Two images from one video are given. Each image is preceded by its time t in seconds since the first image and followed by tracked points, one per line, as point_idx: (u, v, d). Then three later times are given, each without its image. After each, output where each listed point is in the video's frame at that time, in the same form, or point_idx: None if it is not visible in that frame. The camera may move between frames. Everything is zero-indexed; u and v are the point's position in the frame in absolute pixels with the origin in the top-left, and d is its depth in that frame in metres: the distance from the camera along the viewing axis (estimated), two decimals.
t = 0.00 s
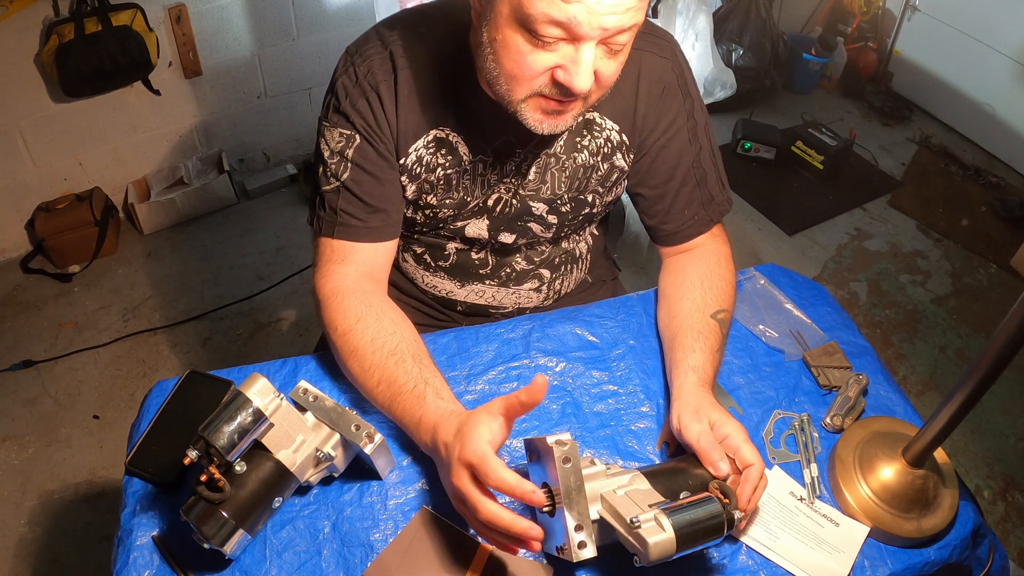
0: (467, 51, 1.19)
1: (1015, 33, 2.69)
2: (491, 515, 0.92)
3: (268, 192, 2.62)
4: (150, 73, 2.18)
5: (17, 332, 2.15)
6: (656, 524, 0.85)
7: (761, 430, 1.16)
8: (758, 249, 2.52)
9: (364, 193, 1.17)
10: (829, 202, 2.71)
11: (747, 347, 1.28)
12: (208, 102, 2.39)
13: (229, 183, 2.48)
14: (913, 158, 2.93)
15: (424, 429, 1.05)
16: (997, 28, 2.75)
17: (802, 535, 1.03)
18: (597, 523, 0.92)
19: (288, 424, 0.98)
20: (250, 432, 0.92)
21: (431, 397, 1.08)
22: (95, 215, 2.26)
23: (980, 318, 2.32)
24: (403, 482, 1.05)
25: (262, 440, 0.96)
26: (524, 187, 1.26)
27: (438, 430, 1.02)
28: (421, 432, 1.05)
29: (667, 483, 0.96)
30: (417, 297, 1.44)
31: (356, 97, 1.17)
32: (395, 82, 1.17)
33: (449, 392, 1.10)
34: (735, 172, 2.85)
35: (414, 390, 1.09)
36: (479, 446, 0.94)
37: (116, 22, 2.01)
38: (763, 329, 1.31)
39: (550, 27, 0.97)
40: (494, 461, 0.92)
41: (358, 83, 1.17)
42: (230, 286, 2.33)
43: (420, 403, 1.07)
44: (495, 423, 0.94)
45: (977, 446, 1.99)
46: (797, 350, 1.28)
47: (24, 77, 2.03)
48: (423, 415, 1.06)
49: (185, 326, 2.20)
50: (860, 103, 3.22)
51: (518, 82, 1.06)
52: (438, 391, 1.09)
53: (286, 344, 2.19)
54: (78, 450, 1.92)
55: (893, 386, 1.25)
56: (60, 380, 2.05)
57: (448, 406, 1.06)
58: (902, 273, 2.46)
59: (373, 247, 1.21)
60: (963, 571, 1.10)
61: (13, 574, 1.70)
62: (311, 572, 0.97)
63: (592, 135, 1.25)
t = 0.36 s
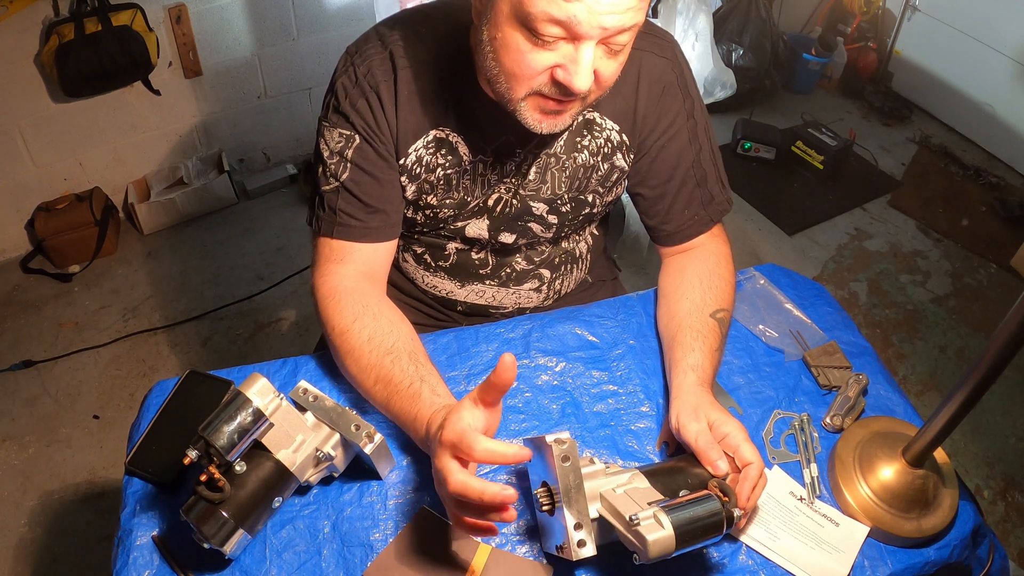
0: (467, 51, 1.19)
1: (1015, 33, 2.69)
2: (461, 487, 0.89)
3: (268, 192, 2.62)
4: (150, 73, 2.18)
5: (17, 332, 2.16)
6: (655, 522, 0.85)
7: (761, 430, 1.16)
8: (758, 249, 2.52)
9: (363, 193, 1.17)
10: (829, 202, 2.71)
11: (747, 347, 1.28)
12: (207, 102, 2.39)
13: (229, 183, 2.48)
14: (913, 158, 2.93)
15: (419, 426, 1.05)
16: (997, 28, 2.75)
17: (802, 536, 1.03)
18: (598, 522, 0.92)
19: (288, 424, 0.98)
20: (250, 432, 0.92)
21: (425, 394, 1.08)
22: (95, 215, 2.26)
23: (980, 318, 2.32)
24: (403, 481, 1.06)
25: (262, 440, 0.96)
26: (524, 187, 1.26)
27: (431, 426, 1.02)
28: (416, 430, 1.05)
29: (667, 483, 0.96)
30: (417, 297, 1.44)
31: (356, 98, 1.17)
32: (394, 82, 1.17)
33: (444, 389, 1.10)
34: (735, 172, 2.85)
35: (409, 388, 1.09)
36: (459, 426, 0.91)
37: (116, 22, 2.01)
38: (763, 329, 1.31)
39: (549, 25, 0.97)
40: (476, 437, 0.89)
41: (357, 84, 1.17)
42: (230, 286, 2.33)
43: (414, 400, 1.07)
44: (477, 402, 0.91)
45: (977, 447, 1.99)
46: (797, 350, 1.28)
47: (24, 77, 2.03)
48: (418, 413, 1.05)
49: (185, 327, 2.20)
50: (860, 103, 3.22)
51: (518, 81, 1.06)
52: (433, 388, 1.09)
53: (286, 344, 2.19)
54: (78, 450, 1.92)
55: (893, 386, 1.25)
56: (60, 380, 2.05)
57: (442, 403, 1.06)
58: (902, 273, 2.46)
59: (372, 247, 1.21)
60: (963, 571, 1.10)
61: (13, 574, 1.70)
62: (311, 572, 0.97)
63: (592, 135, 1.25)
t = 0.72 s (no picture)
0: (466, 51, 1.19)
1: (1015, 33, 2.69)
2: (449, 512, 0.88)
3: (268, 192, 2.62)
4: (150, 73, 2.18)
5: (17, 332, 2.16)
6: (653, 518, 0.85)
7: (761, 430, 1.16)
8: (758, 249, 2.52)
9: (362, 193, 1.17)
10: (829, 202, 2.71)
11: (747, 347, 1.28)
12: (207, 102, 2.39)
13: (229, 183, 2.48)
14: (913, 158, 2.93)
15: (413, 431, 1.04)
16: (997, 28, 2.75)
17: (802, 535, 1.03)
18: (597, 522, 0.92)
19: (288, 424, 0.98)
20: (249, 432, 0.92)
21: (419, 398, 1.07)
22: (95, 215, 2.26)
23: (980, 318, 2.32)
24: (402, 482, 1.05)
25: (262, 440, 0.96)
26: (524, 186, 1.26)
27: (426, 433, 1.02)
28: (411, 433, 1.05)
29: (666, 483, 0.96)
30: (417, 296, 1.43)
31: (355, 97, 1.17)
32: (394, 82, 1.17)
33: (438, 394, 1.09)
34: (735, 172, 2.85)
35: (404, 392, 1.08)
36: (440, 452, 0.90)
37: (116, 22, 2.01)
38: (763, 329, 1.31)
39: (545, 22, 0.97)
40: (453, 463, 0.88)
41: (357, 83, 1.17)
42: (230, 286, 2.33)
43: (408, 404, 1.07)
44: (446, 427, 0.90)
45: (977, 446, 1.99)
46: (797, 350, 1.28)
47: (24, 77, 2.03)
48: (412, 417, 1.05)
49: (185, 326, 2.20)
50: (861, 103, 3.22)
51: (515, 78, 1.06)
52: (427, 393, 1.08)
53: (286, 344, 2.19)
54: (78, 450, 1.92)
55: (893, 386, 1.25)
56: (60, 380, 2.05)
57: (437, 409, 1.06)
58: (902, 273, 2.46)
59: (370, 247, 1.21)
60: (962, 571, 1.10)
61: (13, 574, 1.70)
62: (311, 572, 0.97)
63: (591, 135, 1.25)
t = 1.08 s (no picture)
0: (465, 51, 1.19)
1: (1015, 33, 2.69)
2: (457, 497, 0.89)
3: (268, 192, 2.62)
4: (150, 73, 2.18)
5: (17, 331, 2.16)
6: (643, 491, 0.85)
7: (761, 430, 1.16)
8: (758, 249, 2.52)
9: (361, 193, 1.17)
10: (829, 202, 2.71)
11: (747, 347, 1.28)
12: (207, 102, 2.39)
13: (229, 183, 2.48)
14: (913, 158, 2.93)
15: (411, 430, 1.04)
16: (997, 28, 2.75)
17: (802, 536, 1.03)
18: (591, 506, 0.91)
19: (288, 424, 0.98)
20: (249, 432, 0.92)
21: (417, 398, 1.07)
22: (95, 215, 2.26)
23: (980, 318, 2.32)
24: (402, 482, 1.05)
25: (262, 440, 0.96)
26: (524, 186, 1.26)
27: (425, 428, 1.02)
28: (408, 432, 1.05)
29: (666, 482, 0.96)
30: (418, 296, 1.43)
31: (355, 97, 1.17)
32: (393, 82, 1.17)
33: (435, 393, 1.10)
34: (735, 171, 2.85)
35: (401, 391, 1.08)
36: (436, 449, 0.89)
37: (116, 22, 2.01)
38: (763, 329, 1.31)
39: (544, 22, 0.97)
40: (445, 453, 0.88)
41: (356, 83, 1.17)
42: (230, 286, 2.33)
43: (405, 404, 1.07)
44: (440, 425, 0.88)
45: (977, 446, 1.99)
46: (797, 350, 1.28)
47: (24, 77, 2.03)
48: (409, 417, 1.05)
49: (185, 327, 2.20)
50: (861, 103, 3.22)
51: (515, 79, 1.06)
52: (424, 393, 1.08)
53: (286, 344, 2.19)
54: (78, 450, 1.92)
55: (893, 386, 1.25)
56: (60, 380, 2.05)
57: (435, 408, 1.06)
58: (902, 273, 2.46)
59: (369, 247, 1.21)
60: (962, 571, 1.10)
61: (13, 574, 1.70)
62: (311, 572, 0.97)
63: (591, 134, 1.25)
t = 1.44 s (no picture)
0: (466, 51, 1.19)
1: (1015, 33, 2.69)
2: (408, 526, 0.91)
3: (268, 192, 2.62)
4: (150, 73, 2.18)
5: (17, 331, 2.16)
6: (625, 457, 0.89)
7: (761, 430, 1.16)
8: (758, 249, 2.52)
9: (364, 191, 1.17)
10: (829, 202, 2.71)
11: (747, 347, 1.28)
12: (208, 102, 2.39)
13: (229, 183, 2.48)
14: (913, 158, 2.93)
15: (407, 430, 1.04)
16: (997, 28, 2.75)
17: (803, 536, 1.03)
18: (583, 490, 0.93)
19: (288, 424, 0.98)
20: (250, 433, 0.92)
21: (414, 399, 1.07)
22: (95, 215, 2.26)
23: (980, 319, 2.32)
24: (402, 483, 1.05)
25: (262, 440, 0.96)
26: (525, 184, 1.26)
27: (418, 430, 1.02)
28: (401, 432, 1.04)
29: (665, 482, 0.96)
30: (418, 295, 1.43)
31: (356, 96, 1.17)
32: (395, 80, 1.17)
33: (435, 395, 1.10)
34: (735, 171, 2.85)
35: (399, 391, 1.08)
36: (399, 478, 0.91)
37: (116, 22, 2.01)
38: (764, 329, 1.31)
39: (549, 21, 0.97)
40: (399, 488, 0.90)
41: (358, 82, 1.17)
42: (230, 286, 2.33)
43: (403, 404, 1.07)
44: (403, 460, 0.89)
45: (977, 446, 1.99)
46: (797, 350, 1.27)
47: (24, 77, 2.03)
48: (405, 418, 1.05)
49: (185, 326, 2.20)
50: (861, 103, 3.22)
51: (518, 78, 1.06)
52: (423, 394, 1.08)
53: (286, 344, 2.19)
54: (78, 450, 1.92)
55: (894, 386, 1.25)
56: (60, 380, 2.05)
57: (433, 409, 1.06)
58: (902, 273, 2.46)
59: (371, 246, 1.21)
60: (962, 571, 1.10)
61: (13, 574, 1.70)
62: (311, 572, 0.97)
63: (592, 132, 1.25)
